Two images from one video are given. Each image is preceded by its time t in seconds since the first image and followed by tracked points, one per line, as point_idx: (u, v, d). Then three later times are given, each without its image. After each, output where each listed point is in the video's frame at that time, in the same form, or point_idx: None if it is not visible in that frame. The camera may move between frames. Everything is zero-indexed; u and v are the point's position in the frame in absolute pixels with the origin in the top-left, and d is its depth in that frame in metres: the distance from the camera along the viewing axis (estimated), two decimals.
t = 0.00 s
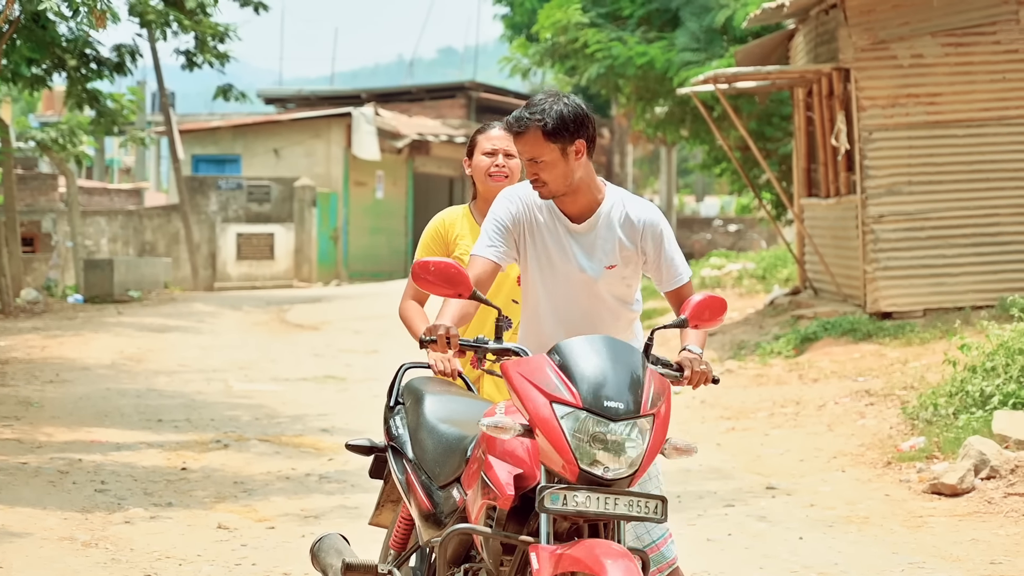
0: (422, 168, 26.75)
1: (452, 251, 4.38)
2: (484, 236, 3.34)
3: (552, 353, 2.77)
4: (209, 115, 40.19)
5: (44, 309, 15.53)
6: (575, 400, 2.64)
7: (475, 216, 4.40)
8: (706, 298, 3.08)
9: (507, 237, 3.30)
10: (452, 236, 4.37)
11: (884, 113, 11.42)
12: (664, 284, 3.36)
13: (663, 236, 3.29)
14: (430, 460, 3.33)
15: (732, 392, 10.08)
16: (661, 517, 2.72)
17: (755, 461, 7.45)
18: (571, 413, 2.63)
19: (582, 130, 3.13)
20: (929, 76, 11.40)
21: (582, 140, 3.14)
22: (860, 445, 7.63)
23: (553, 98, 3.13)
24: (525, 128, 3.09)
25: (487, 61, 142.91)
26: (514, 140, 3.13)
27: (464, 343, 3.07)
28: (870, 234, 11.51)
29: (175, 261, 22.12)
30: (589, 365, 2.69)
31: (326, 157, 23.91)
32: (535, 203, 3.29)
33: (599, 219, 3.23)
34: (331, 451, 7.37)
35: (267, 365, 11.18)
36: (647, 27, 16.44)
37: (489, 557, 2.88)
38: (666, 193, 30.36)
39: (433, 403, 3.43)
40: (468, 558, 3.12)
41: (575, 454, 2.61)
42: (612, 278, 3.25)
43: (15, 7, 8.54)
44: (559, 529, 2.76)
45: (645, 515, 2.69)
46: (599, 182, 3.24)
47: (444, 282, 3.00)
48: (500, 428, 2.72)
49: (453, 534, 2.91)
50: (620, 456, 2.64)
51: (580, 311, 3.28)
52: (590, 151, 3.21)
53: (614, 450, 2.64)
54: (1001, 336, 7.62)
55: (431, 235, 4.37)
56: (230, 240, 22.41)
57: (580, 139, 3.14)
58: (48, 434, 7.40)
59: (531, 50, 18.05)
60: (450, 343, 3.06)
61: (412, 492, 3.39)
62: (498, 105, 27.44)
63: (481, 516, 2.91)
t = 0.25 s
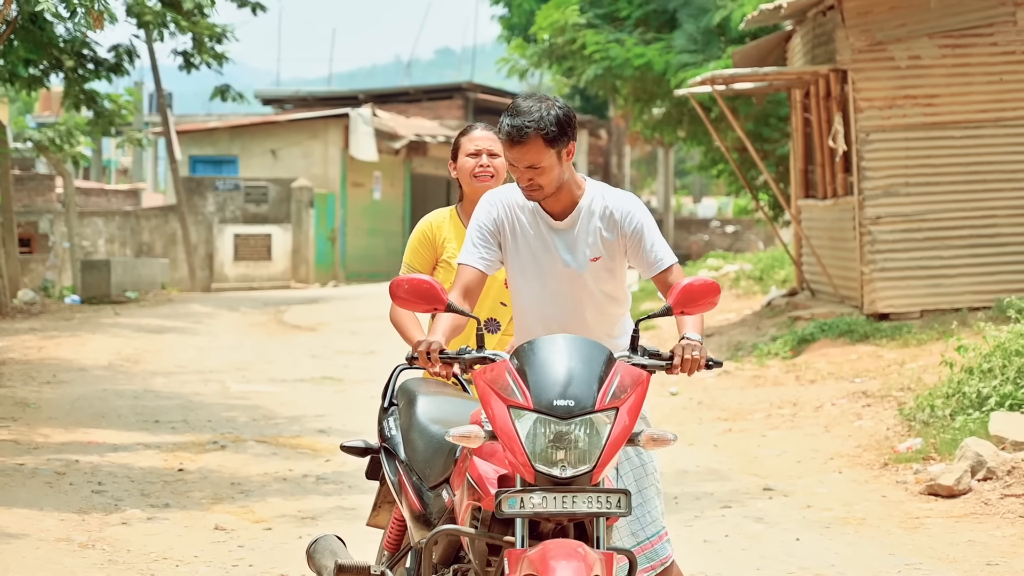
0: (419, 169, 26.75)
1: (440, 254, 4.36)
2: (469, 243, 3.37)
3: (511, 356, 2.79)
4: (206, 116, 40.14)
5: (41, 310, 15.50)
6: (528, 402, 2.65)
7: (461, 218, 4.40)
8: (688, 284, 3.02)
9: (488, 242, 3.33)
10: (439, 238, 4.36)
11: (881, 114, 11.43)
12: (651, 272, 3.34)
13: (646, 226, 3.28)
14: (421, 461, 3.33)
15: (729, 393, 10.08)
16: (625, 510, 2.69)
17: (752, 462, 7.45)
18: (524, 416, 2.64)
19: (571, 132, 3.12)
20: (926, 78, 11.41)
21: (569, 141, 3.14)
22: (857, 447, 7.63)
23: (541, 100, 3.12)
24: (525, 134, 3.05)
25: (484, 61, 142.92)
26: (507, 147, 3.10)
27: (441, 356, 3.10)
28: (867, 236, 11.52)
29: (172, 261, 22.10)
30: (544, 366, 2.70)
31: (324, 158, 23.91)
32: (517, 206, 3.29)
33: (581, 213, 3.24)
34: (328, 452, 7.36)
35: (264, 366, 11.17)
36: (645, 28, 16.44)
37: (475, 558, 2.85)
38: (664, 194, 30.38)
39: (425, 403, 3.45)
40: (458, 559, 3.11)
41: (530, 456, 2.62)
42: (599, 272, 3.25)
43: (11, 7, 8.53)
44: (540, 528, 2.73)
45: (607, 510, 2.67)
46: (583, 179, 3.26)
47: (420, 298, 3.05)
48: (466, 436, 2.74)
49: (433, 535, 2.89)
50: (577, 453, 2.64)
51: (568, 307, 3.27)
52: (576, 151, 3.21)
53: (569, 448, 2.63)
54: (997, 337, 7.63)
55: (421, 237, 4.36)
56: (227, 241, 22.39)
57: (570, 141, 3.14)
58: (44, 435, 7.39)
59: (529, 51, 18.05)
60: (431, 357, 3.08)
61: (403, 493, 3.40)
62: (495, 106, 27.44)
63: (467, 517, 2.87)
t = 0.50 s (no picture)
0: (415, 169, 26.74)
1: (422, 257, 4.31)
2: (472, 239, 3.33)
3: (497, 359, 2.80)
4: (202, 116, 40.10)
5: (37, 310, 15.48)
6: (505, 405, 2.66)
7: (443, 219, 4.34)
8: (679, 277, 2.96)
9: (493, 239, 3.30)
10: (422, 239, 4.31)
11: (878, 115, 11.44)
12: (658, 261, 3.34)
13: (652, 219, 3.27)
14: (418, 462, 3.33)
15: (726, 394, 10.08)
16: (607, 509, 2.65)
17: (749, 463, 7.45)
18: (501, 418, 2.65)
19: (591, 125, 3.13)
20: (923, 79, 11.42)
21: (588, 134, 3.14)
22: (854, 447, 7.64)
23: (562, 94, 3.10)
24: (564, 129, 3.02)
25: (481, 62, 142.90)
26: (537, 145, 3.06)
27: (440, 363, 3.12)
28: (864, 236, 11.53)
29: (169, 262, 22.07)
30: (525, 368, 2.70)
31: (321, 158, 23.89)
32: (525, 203, 3.27)
33: (589, 207, 3.23)
34: (325, 453, 7.36)
35: (260, 367, 11.16)
36: (641, 29, 16.44)
37: (471, 559, 2.81)
38: (660, 195, 30.40)
39: (423, 404, 3.45)
40: (454, 559, 3.10)
41: (509, 459, 2.62)
42: (609, 265, 3.25)
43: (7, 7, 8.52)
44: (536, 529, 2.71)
45: (590, 509, 2.62)
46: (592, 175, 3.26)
47: (415, 304, 3.08)
48: (455, 442, 2.72)
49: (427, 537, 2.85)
50: (554, 453, 2.61)
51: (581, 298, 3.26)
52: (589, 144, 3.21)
53: (549, 449, 2.61)
54: (994, 338, 7.64)
55: (403, 239, 4.30)
56: (224, 241, 22.37)
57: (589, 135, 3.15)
58: (41, 435, 7.38)
59: (526, 52, 18.06)
60: (431, 366, 3.10)
61: (401, 494, 3.39)
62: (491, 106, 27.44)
63: (462, 518, 2.83)
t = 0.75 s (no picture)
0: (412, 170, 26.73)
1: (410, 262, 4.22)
2: (501, 239, 3.39)
3: (493, 368, 2.81)
4: (199, 117, 40.05)
5: (34, 311, 15.46)
6: (492, 411, 2.66)
7: (431, 222, 4.25)
8: (678, 273, 2.90)
9: (518, 236, 3.35)
10: (408, 242, 4.23)
11: (875, 116, 11.45)
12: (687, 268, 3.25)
13: (680, 227, 3.18)
14: (426, 463, 3.33)
15: (722, 394, 10.08)
16: (588, 510, 2.60)
17: (745, 464, 7.46)
18: (489, 424, 2.65)
19: (612, 129, 3.07)
20: (919, 80, 11.43)
21: (611, 139, 3.09)
22: (850, 448, 7.64)
23: (583, 94, 3.06)
24: (563, 125, 3.00)
25: (477, 62, 142.84)
26: (546, 138, 3.06)
27: (458, 375, 3.14)
28: (860, 237, 11.54)
29: (165, 262, 22.06)
30: (517, 373, 2.70)
31: (317, 159, 23.89)
32: (553, 203, 3.27)
33: (617, 212, 3.19)
34: (322, 454, 7.35)
35: (257, 367, 11.15)
36: (637, 30, 16.46)
37: (473, 559, 2.78)
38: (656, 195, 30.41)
39: (434, 406, 3.45)
40: (457, 560, 3.10)
41: (495, 463, 2.62)
42: (630, 272, 3.20)
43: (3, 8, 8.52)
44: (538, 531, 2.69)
45: (571, 510, 2.59)
46: (620, 178, 3.20)
47: (427, 315, 3.09)
48: (454, 449, 2.82)
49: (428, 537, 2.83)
50: (534, 455, 2.59)
51: (602, 306, 3.24)
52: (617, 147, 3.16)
53: (533, 451, 2.59)
54: (990, 339, 7.64)
55: (390, 243, 4.23)
56: (220, 242, 22.34)
57: (610, 137, 3.08)
58: (37, 436, 7.37)
59: (522, 53, 18.06)
60: (452, 379, 3.13)
61: (407, 494, 3.39)
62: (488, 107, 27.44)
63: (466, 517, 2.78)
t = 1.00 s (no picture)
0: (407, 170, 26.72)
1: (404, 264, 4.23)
2: (497, 237, 3.42)
3: (503, 365, 2.79)
4: (194, 117, 39.99)
5: (28, 312, 15.43)
6: (509, 408, 2.65)
7: (423, 224, 4.23)
8: (689, 283, 2.89)
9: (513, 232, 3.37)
10: (402, 245, 4.23)
11: (870, 116, 11.47)
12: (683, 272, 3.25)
13: (678, 231, 3.22)
14: (425, 463, 3.33)
15: (717, 395, 10.09)
16: (606, 513, 2.61)
17: (741, 464, 7.46)
18: (505, 421, 2.64)
19: (593, 125, 3.06)
20: (915, 80, 11.44)
21: (593, 136, 3.08)
22: (846, 448, 7.65)
23: (566, 91, 3.07)
24: (536, 121, 3.01)
25: (473, 63, 142.79)
26: (526, 133, 3.05)
27: (454, 369, 3.15)
28: (855, 238, 11.55)
29: (160, 263, 22.02)
30: (530, 372, 2.69)
31: (312, 159, 23.88)
32: (546, 199, 3.28)
33: (610, 211, 3.19)
34: (317, 454, 7.35)
35: (252, 368, 11.14)
36: (632, 30, 16.46)
37: (474, 560, 2.79)
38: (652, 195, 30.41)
39: (433, 407, 3.44)
40: (456, 561, 3.10)
41: (510, 462, 2.60)
42: (623, 271, 3.19)
43: None
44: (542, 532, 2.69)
45: (590, 512, 2.60)
46: (611, 177, 3.20)
47: (424, 309, 3.08)
48: (461, 443, 2.76)
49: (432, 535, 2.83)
50: (553, 455, 2.59)
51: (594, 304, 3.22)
52: (603, 146, 3.15)
53: (549, 451, 2.59)
54: (986, 338, 7.65)
55: (383, 247, 4.23)
56: (215, 242, 22.32)
57: (592, 135, 3.07)
58: (33, 437, 7.36)
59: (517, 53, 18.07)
60: (446, 374, 3.14)
61: (406, 495, 3.38)
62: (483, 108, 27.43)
63: (467, 519, 2.82)
